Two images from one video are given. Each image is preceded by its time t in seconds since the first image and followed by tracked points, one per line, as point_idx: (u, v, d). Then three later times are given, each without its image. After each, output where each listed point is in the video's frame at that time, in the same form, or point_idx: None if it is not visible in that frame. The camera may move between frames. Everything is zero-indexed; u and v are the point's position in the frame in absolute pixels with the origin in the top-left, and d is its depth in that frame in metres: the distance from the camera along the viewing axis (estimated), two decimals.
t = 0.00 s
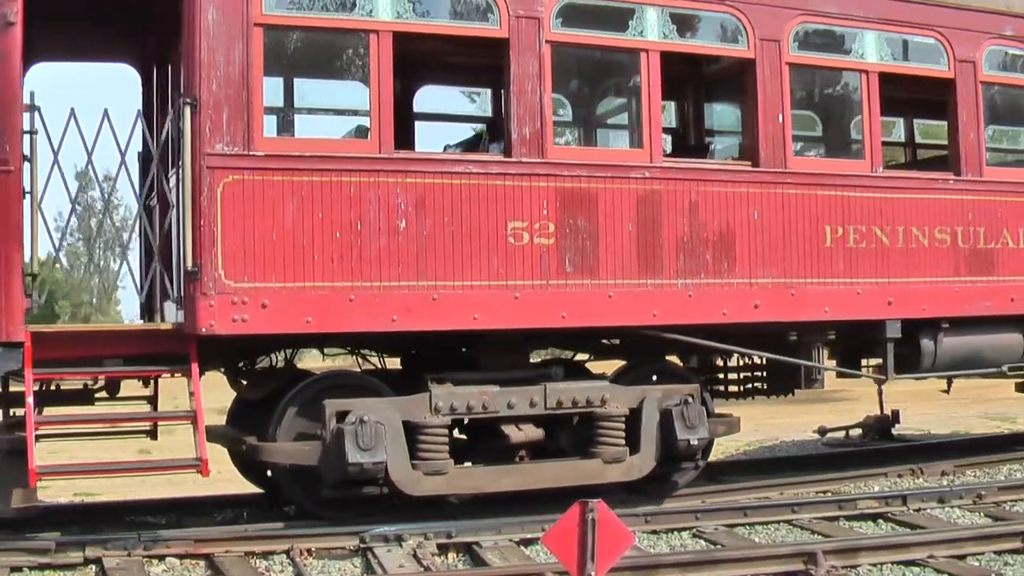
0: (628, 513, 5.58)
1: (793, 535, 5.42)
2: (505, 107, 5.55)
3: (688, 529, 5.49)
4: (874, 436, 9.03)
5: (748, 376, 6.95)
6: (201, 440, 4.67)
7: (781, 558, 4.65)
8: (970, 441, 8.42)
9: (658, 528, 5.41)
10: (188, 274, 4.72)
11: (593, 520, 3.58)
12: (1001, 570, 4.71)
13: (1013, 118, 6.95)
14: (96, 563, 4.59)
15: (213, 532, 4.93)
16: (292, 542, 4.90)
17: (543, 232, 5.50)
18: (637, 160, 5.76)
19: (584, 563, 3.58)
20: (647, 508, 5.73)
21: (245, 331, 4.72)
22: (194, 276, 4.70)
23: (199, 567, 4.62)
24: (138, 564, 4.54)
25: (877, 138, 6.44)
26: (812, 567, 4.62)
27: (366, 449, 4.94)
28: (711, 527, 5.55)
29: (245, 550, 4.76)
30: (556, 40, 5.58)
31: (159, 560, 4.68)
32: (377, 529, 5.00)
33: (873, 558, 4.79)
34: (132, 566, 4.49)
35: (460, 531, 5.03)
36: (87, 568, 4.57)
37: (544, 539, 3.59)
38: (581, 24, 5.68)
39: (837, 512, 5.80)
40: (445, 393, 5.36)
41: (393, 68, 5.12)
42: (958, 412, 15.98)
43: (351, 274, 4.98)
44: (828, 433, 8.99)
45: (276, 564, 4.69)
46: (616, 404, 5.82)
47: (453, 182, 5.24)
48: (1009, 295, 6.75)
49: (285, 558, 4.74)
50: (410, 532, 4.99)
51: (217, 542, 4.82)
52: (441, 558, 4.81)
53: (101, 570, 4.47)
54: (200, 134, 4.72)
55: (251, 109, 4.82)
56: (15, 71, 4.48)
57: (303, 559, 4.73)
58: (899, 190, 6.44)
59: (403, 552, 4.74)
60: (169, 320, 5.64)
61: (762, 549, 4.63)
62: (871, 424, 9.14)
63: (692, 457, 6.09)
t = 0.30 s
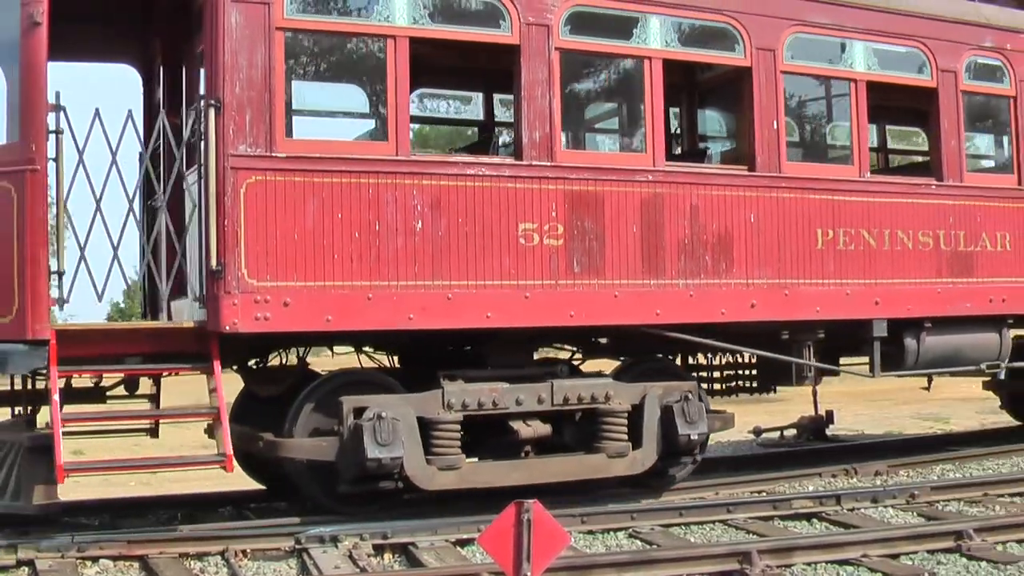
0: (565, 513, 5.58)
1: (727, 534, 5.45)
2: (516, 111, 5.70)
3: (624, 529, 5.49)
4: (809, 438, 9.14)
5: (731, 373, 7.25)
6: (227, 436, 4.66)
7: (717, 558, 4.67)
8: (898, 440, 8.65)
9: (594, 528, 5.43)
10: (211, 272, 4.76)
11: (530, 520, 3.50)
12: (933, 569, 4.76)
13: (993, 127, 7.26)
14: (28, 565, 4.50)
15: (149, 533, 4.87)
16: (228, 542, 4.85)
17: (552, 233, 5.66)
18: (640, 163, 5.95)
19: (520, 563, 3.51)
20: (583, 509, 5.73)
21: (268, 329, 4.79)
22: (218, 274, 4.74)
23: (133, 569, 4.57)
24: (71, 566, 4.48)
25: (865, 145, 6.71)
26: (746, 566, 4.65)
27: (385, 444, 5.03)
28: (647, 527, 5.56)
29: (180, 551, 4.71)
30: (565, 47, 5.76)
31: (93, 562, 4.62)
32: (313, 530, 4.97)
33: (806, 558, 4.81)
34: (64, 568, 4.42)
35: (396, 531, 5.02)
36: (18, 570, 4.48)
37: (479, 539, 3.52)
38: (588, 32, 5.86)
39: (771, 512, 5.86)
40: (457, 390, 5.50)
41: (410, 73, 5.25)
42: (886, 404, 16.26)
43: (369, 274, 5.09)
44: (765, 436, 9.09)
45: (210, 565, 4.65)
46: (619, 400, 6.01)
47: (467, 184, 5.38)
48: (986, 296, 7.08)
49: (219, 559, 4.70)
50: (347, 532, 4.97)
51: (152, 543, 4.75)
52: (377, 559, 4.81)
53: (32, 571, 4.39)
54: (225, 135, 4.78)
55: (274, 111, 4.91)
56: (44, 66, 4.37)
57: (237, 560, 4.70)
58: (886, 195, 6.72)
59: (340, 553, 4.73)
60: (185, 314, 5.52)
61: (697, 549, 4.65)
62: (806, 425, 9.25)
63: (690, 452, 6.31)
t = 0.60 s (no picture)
0: (482, 513, 5.45)
1: (644, 534, 5.38)
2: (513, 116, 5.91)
3: (540, 529, 5.39)
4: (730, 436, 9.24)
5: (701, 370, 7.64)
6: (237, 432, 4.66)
7: (634, 557, 4.60)
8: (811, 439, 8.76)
9: (511, 528, 5.31)
10: (225, 271, 4.89)
11: (446, 521, 3.67)
12: (848, 565, 4.74)
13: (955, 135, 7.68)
14: None
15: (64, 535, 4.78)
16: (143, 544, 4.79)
17: (547, 234, 5.88)
18: (629, 167, 6.19)
19: (438, 564, 3.67)
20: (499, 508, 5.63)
21: (280, 327, 4.93)
22: (232, 274, 4.87)
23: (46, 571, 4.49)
24: None
25: (837, 151, 7.05)
26: (663, 564, 4.59)
27: (391, 439, 5.18)
28: (565, 527, 5.46)
29: (94, 553, 4.63)
30: (559, 54, 5.98)
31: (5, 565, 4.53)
32: (229, 531, 4.91)
33: (723, 556, 4.76)
34: None
35: (314, 532, 4.98)
36: None
37: (398, 540, 3.67)
38: (580, 40, 6.09)
39: (688, 510, 5.80)
40: (457, 385, 5.69)
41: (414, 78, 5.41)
42: (800, 404, 16.62)
43: (376, 274, 5.26)
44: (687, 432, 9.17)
45: (126, 567, 4.59)
46: (608, 395, 6.24)
47: (468, 187, 5.57)
48: (948, 295, 7.50)
49: (134, 561, 4.64)
50: (264, 533, 4.92)
51: (66, 545, 4.66)
52: (294, 560, 4.78)
53: None
54: (238, 138, 4.92)
55: (285, 115, 5.06)
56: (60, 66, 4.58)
57: (153, 562, 4.65)
58: (856, 199, 7.08)
59: (257, 554, 4.67)
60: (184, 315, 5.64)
61: (613, 548, 4.59)
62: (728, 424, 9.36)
63: (674, 445, 6.58)
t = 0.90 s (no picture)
0: (358, 513, 5.45)
1: (519, 533, 5.43)
2: (457, 121, 6.12)
3: (417, 529, 5.43)
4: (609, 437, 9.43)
5: (625, 367, 8.02)
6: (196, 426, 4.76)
7: (508, 556, 4.59)
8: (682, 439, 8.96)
9: (386, 529, 5.37)
10: (181, 269, 4.99)
11: (321, 521, 3.59)
12: (723, 564, 4.76)
13: (865, 145, 8.25)
14: None
15: None
16: (13, 546, 4.75)
17: (489, 236, 6.11)
18: (566, 171, 6.47)
19: (312, 564, 3.61)
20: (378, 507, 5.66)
21: (235, 324, 5.04)
22: (188, 272, 4.98)
23: None
24: None
25: (757, 158, 7.46)
26: (539, 563, 4.60)
27: (340, 433, 5.34)
28: (440, 525, 5.51)
29: None
30: (501, 62, 6.22)
31: None
32: (101, 533, 4.89)
33: (598, 555, 4.77)
34: None
35: (187, 533, 4.99)
36: None
37: (270, 540, 3.56)
38: (521, 49, 6.35)
39: (563, 509, 5.89)
40: (401, 380, 5.88)
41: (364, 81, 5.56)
42: (722, 400, 17.37)
43: (327, 272, 5.41)
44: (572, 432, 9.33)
45: None
46: (543, 390, 6.52)
47: (415, 188, 5.76)
48: (858, 296, 8.07)
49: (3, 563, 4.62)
50: (137, 535, 4.91)
51: None
52: (167, 562, 4.77)
53: None
54: (195, 138, 5.03)
55: (240, 116, 5.17)
56: (21, 62, 4.51)
57: (22, 564, 4.62)
58: (774, 205, 7.56)
59: (129, 556, 4.66)
60: (131, 310, 5.65)
61: (488, 548, 4.57)
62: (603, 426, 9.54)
63: (604, 440, 6.91)
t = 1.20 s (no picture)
0: (277, 513, 5.34)
1: (439, 530, 5.40)
2: (437, 124, 6.32)
3: (337, 526, 5.38)
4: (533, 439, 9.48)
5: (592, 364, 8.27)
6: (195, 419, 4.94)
7: (426, 554, 4.54)
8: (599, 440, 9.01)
9: (307, 526, 5.29)
10: (179, 267, 5.13)
11: (239, 520, 3.41)
12: (641, 561, 4.75)
13: (818, 148, 8.65)
14: None
15: None
16: None
17: (468, 235, 6.32)
18: (541, 173, 6.72)
19: (230, 563, 3.42)
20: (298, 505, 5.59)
21: (230, 321, 5.21)
22: (185, 270, 5.13)
23: None
24: None
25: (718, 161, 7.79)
26: (459, 561, 4.52)
27: (331, 426, 5.52)
28: (361, 524, 5.45)
29: None
30: (480, 67, 6.44)
31: None
32: (15, 533, 4.81)
33: (518, 552, 4.75)
34: None
35: (103, 533, 4.98)
36: None
37: (188, 541, 3.42)
38: (498, 54, 6.57)
39: (483, 507, 5.85)
40: (385, 375, 6.09)
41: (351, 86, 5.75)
42: (680, 396, 17.86)
43: (317, 270, 5.59)
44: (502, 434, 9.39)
45: None
46: (519, 384, 6.77)
47: (400, 190, 5.96)
48: (812, 294, 8.48)
49: None
50: (52, 534, 4.87)
51: None
52: (83, 562, 4.74)
53: None
54: (192, 139, 5.18)
55: (234, 118, 5.34)
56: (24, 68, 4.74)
57: None
58: (734, 207, 7.91)
59: (46, 555, 4.58)
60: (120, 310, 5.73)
61: (406, 546, 4.51)
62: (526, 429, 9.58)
63: (574, 432, 7.18)
